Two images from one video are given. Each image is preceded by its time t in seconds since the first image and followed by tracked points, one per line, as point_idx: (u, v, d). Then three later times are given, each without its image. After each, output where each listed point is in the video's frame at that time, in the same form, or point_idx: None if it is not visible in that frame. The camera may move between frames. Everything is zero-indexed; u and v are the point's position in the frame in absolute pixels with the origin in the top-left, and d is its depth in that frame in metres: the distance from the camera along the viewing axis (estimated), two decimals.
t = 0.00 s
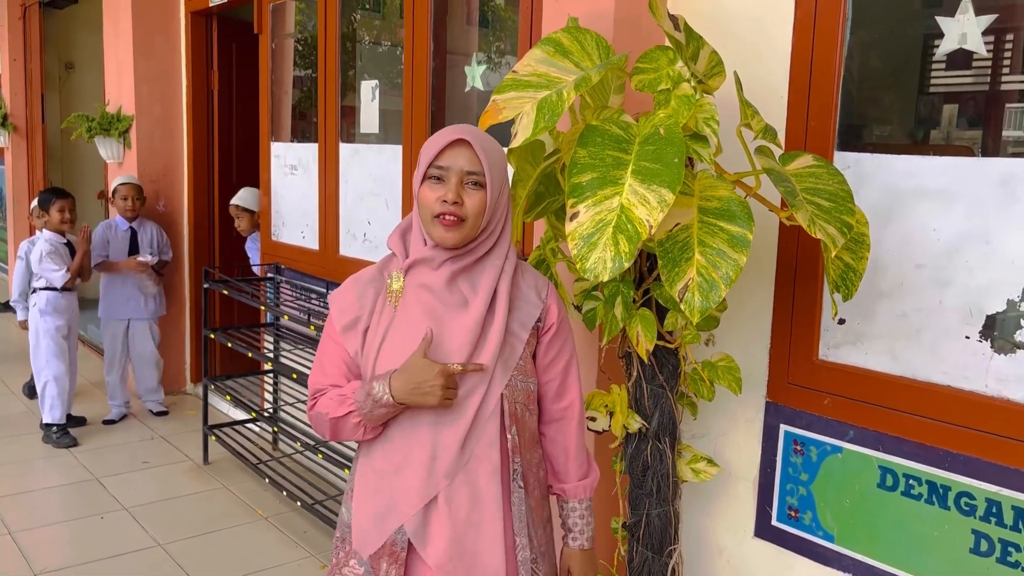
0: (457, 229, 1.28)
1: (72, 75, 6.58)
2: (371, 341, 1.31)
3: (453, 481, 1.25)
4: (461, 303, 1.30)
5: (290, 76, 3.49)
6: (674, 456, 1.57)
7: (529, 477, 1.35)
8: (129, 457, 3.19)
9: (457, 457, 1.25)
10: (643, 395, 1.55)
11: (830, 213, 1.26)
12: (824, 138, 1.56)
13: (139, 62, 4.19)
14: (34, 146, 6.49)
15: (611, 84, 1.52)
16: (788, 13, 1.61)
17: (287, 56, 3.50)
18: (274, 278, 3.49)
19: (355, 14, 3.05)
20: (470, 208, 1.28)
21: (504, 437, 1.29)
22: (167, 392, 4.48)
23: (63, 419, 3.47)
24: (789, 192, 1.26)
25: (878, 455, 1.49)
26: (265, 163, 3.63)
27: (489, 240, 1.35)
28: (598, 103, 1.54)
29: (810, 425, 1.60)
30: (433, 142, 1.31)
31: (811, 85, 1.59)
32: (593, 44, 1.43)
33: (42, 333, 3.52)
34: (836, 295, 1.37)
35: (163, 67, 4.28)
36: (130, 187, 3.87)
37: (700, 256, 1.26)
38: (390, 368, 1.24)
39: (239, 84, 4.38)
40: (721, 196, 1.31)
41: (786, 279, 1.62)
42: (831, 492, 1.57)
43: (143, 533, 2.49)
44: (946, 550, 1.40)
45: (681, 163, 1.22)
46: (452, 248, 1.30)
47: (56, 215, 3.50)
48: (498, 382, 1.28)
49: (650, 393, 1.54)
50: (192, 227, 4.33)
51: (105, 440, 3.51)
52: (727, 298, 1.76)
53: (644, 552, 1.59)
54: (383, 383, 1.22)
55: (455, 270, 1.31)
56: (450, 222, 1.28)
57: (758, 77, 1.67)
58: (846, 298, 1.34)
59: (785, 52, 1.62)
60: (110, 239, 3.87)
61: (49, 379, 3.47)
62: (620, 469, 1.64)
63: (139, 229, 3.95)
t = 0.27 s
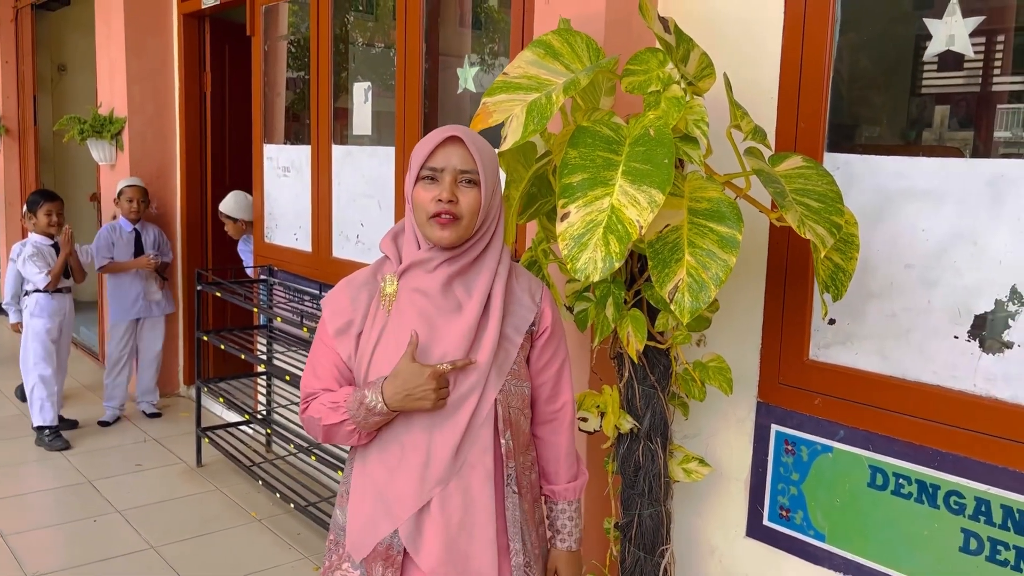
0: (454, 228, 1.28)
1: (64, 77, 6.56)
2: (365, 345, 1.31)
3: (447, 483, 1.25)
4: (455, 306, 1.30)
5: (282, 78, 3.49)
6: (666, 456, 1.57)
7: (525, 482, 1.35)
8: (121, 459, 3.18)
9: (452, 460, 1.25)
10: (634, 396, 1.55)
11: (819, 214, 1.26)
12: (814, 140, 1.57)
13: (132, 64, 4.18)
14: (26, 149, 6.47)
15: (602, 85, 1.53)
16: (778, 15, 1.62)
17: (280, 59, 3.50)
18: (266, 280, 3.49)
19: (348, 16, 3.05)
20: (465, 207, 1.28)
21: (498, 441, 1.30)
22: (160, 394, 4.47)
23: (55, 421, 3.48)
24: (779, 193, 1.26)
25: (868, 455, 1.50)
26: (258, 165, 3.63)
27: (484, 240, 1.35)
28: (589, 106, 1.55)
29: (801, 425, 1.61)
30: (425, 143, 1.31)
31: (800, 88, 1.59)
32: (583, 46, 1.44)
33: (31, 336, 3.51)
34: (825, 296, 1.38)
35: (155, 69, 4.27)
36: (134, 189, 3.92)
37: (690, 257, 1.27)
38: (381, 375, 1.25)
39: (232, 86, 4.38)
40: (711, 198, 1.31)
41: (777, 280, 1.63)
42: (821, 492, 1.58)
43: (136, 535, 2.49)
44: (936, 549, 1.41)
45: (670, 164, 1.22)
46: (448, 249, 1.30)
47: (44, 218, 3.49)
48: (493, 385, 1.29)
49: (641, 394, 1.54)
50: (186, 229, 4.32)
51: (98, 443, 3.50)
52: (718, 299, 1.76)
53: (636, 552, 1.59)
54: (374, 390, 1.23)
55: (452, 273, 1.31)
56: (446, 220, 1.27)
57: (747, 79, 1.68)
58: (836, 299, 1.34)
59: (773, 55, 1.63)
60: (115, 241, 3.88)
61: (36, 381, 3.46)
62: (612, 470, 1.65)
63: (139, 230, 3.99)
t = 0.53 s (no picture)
0: (451, 234, 1.28)
1: (56, 79, 6.54)
2: (361, 346, 1.31)
3: (443, 485, 1.25)
4: (453, 307, 1.30)
5: (275, 80, 3.48)
6: (659, 457, 1.57)
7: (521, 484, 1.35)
8: (114, 462, 3.17)
9: (449, 461, 1.25)
10: (628, 397, 1.55)
11: (812, 215, 1.26)
12: (806, 141, 1.58)
13: (124, 65, 4.17)
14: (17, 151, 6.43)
15: (595, 86, 1.53)
16: (769, 17, 1.63)
17: (273, 60, 3.49)
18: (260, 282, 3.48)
19: (341, 18, 3.05)
20: (462, 212, 1.28)
21: (494, 443, 1.29)
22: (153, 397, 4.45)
23: (47, 424, 3.46)
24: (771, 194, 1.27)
25: (861, 455, 1.51)
26: (251, 166, 3.62)
27: (482, 243, 1.34)
28: (581, 108, 1.55)
29: (794, 426, 1.61)
30: (421, 149, 1.31)
31: (792, 89, 1.60)
32: (576, 47, 1.44)
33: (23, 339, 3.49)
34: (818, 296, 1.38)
35: (147, 70, 4.26)
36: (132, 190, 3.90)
37: (683, 259, 1.27)
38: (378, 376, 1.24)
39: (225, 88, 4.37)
40: (703, 198, 1.32)
41: (770, 281, 1.63)
42: (815, 492, 1.58)
43: (128, 539, 2.47)
44: (929, 549, 1.41)
45: (663, 165, 1.22)
46: (445, 253, 1.30)
47: (35, 221, 3.46)
48: (490, 387, 1.28)
49: (635, 395, 1.54)
50: (178, 231, 4.31)
51: (90, 446, 3.48)
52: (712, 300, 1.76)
53: (630, 553, 1.59)
54: (372, 392, 1.22)
55: (449, 274, 1.31)
56: (444, 226, 1.28)
57: (739, 80, 1.69)
58: (828, 299, 1.34)
59: (765, 56, 1.64)
60: (115, 244, 3.87)
61: (26, 384, 3.45)
62: (606, 471, 1.65)
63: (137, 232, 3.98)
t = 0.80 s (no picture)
0: (452, 229, 1.27)
1: (47, 80, 6.50)
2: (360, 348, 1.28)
3: (443, 487, 1.24)
4: (453, 308, 1.29)
5: (268, 81, 3.47)
6: (655, 459, 1.57)
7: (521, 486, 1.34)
8: (106, 465, 3.15)
9: (450, 462, 1.25)
10: (624, 399, 1.55)
11: (808, 216, 1.26)
12: (801, 142, 1.58)
13: (116, 66, 4.14)
14: (8, 152, 6.40)
15: (591, 88, 1.52)
16: (764, 18, 1.63)
17: (266, 62, 3.47)
18: (253, 284, 3.46)
19: (334, 19, 3.04)
20: (463, 206, 1.27)
21: (496, 445, 1.29)
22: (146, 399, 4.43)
23: (40, 427, 3.44)
24: (767, 195, 1.26)
25: (857, 456, 1.50)
26: (244, 168, 3.61)
27: (481, 241, 1.34)
28: (575, 110, 1.55)
29: (790, 427, 1.61)
30: (421, 145, 1.30)
31: (787, 90, 1.60)
32: (571, 48, 1.43)
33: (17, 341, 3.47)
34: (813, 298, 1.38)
35: (140, 71, 4.24)
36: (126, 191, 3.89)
37: (680, 260, 1.27)
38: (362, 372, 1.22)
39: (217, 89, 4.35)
40: (699, 200, 1.31)
41: (766, 282, 1.63)
42: (811, 494, 1.58)
43: (121, 542, 2.46)
44: (925, 551, 1.41)
45: (659, 167, 1.22)
46: (446, 251, 1.29)
47: (29, 221, 3.42)
48: (491, 389, 1.28)
49: (631, 397, 1.54)
50: (171, 233, 4.29)
51: (83, 449, 3.46)
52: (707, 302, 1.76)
53: (626, 555, 1.59)
54: (348, 383, 1.20)
55: (449, 275, 1.29)
56: (446, 221, 1.26)
57: (734, 82, 1.69)
58: (823, 300, 1.34)
59: (760, 58, 1.64)
60: (109, 246, 3.84)
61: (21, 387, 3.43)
62: (602, 473, 1.64)
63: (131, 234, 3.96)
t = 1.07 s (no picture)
0: (456, 233, 1.25)
1: (40, 81, 6.47)
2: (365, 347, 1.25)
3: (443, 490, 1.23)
4: (455, 310, 1.27)
5: (262, 82, 3.45)
6: (655, 462, 1.55)
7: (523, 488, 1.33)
8: (100, 469, 3.12)
9: (453, 466, 1.23)
10: (623, 402, 1.54)
11: (809, 218, 1.25)
12: (801, 143, 1.57)
13: (109, 67, 4.12)
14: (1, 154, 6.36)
15: (590, 88, 1.51)
16: (763, 19, 1.62)
17: (260, 63, 3.45)
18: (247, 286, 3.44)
19: (329, 19, 3.02)
20: (465, 209, 1.26)
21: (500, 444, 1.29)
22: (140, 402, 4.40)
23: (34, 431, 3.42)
24: (768, 197, 1.25)
25: (858, 459, 1.50)
26: (238, 169, 3.58)
27: (484, 244, 1.32)
28: (574, 111, 1.54)
29: (790, 429, 1.60)
30: (423, 148, 1.29)
31: (787, 91, 1.59)
32: (570, 49, 1.42)
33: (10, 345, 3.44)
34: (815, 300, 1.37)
35: (133, 72, 4.21)
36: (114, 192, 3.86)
37: (681, 263, 1.25)
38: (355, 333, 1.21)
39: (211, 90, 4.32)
40: (700, 202, 1.30)
41: (766, 283, 1.62)
42: (811, 496, 1.57)
43: (114, 547, 2.43)
44: (926, 553, 1.40)
45: (660, 168, 1.21)
46: (449, 254, 1.27)
47: (17, 225, 3.38)
48: (494, 390, 1.27)
49: (631, 400, 1.53)
50: (165, 235, 4.26)
51: (75, 453, 3.43)
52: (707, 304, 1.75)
53: (626, 559, 1.58)
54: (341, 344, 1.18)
55: (451, 277, 1.28)
56: (448, 226, 1.25)
57: (733, 83, 1.68)
58: (825, 303, 1.34)
59: (759, 58, 1.63)
60: (98, 248, 3.81)
61: (16, 391, 3.41)
62: (602, 476, 1.63)
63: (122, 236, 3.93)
